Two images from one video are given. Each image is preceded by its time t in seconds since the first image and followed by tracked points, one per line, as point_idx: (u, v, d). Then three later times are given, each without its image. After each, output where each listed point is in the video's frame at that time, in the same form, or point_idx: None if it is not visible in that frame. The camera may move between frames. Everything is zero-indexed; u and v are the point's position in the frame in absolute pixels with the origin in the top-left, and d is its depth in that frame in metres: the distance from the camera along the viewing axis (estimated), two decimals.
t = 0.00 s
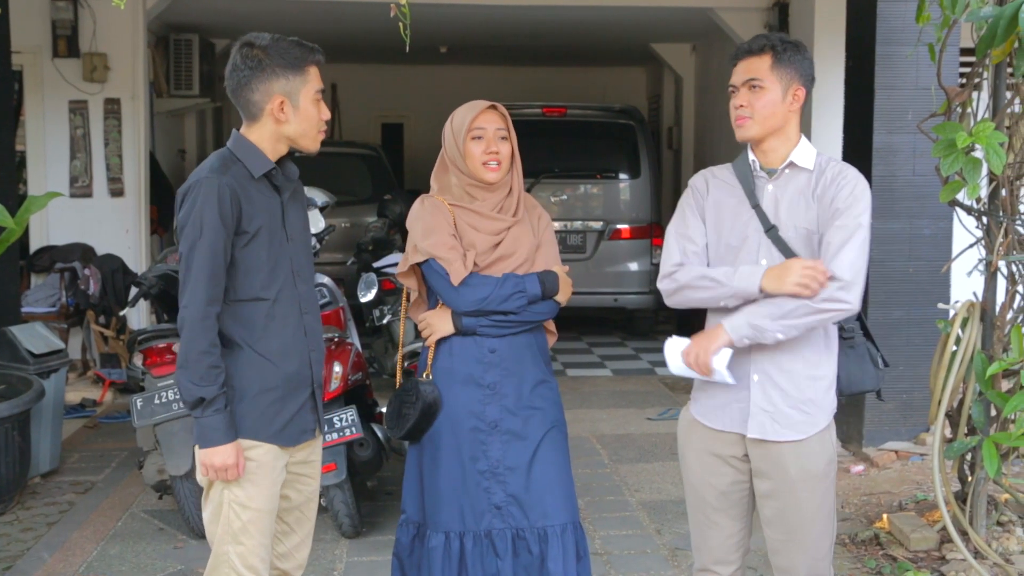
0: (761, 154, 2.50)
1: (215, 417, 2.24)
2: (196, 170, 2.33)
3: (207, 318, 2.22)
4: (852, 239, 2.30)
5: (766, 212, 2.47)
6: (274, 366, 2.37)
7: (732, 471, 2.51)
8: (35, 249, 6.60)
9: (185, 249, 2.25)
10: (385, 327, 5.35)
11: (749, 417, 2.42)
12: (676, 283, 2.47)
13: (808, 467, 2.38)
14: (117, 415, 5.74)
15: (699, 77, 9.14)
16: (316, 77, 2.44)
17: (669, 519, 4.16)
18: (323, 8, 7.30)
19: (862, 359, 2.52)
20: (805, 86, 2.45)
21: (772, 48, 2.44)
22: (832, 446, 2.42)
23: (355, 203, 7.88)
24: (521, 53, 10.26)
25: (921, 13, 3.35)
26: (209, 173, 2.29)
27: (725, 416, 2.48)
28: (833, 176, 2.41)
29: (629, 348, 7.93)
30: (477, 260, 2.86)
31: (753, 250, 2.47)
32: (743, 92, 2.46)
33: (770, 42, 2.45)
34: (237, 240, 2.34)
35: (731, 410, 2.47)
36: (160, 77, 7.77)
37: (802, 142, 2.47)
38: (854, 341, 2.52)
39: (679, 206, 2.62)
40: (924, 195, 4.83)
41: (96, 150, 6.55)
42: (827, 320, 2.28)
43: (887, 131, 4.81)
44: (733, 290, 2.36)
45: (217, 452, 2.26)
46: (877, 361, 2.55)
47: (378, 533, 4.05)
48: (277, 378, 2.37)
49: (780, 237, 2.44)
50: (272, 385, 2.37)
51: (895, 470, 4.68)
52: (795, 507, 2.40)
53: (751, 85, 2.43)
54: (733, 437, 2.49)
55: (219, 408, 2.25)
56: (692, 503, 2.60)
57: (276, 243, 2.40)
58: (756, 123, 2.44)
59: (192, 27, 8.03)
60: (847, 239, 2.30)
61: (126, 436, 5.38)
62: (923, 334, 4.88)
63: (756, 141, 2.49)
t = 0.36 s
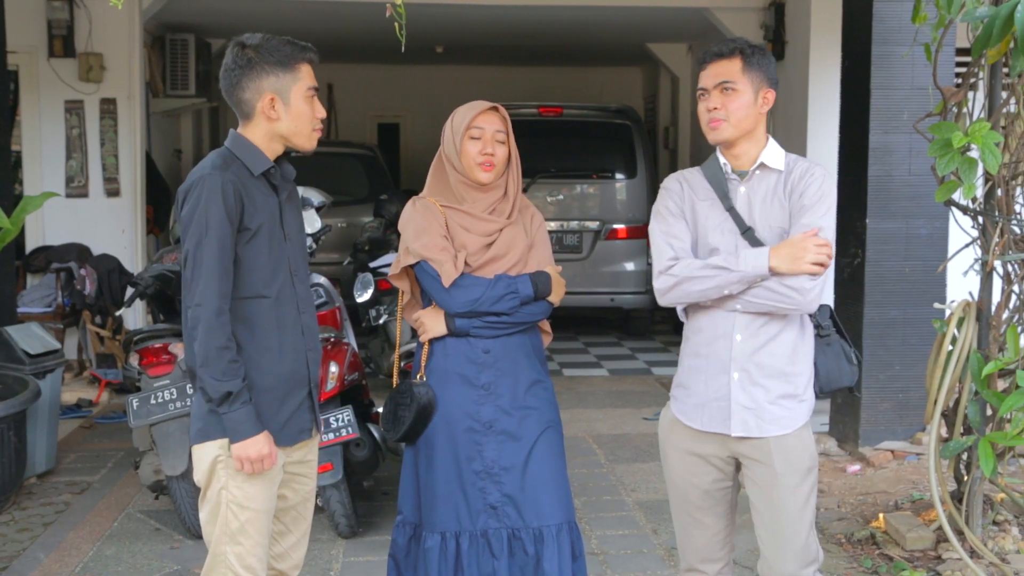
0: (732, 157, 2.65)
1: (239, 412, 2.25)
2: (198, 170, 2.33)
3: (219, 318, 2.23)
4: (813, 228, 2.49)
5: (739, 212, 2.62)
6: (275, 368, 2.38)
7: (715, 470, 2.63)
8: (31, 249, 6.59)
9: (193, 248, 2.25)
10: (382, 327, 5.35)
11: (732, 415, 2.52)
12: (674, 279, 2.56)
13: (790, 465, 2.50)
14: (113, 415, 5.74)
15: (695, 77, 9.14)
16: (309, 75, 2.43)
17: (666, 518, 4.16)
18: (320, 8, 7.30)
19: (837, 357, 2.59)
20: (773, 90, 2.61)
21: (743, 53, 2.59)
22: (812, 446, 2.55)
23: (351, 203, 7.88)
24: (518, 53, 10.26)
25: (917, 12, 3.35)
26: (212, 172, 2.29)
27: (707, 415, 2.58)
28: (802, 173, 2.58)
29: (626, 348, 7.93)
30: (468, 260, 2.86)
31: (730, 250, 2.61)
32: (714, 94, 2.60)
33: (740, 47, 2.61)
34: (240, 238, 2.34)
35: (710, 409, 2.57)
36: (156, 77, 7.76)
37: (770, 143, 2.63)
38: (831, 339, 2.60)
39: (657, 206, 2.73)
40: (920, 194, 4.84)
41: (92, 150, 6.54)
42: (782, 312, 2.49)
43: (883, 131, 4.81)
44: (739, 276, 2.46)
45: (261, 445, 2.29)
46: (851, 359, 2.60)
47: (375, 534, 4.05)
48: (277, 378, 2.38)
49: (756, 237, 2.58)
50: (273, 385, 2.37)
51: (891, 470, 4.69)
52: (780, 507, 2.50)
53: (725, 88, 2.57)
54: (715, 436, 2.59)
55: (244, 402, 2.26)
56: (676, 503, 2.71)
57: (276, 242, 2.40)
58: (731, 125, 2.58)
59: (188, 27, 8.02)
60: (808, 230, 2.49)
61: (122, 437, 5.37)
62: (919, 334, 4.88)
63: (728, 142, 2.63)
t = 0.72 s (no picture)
0: (734, 156, 2.66)
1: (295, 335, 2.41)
2: (184, 171, 2.36)
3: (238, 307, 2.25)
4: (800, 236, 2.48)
5: (737, 210, 2.64)
6: (275, 364, 2.39)
7: (717, 471, 2.64)
8: (30, 249, 6.58)
9: (191, 247, 2.27)
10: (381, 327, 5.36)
11: (724, 414, 2.54)
12: (661, 277, 2.64)
13: (787, 468, 2.50)
14: (113, 415, 5.73)
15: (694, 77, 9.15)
16: (288, 70, 2.42)
17: (666, 518, 4.16)
18: (319, 7, 7.30)
19: (843, 356, 2.59)
20: (778, 89, 2.61)
21: (747, 52, 2.61)
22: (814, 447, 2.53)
23: (350, 203, 7.88)
24: (517, 53, 10.26)
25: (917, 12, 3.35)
26: (199, 171, 2.31)
27: (702, 414, 2.60)
28: (799, 172, 2.56)
29: (625, 348, 7.92)
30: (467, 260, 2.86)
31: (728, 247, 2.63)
32: (718, 92, 2.61)
33: (745, 47, 2.62)
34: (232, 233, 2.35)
35: (706, 409, 2.59)
36: (156, 77, 7.77)
37: (772, 142, 2.63)
38: (834, 338, 2.61)
39: (664, 205, 2.79)
40: (919, 194, 4.84)
41: (92, 150, 6.54)
42: (767, 311, 2.50)
43: (882, 131, 4.81)
44: (720, 277, 2.50)
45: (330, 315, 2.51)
46: (860, 361, 2.59)
47: (374, 533, 4.05)
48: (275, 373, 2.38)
49: (753, 234, 2.60)
50: (271, 379, 2.38)
51: (890, 470, 4.69)
52: (777, 509, 2.51)
53: (729, 85, 2.58)
54: (712, 436, 2.61)
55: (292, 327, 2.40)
56: (679, 504, 2.72)
57: (267, 237, 2.41)
58: (733, 122, 2.59)
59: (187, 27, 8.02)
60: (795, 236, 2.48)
61: (121, 437, 5.37)
62: (919, 334, 4.88)
63: (731, 140, 2.64)
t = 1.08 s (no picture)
0: (758, 157, 2.66)
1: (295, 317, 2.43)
2: (171, 180, 2.35)
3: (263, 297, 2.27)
4: (813, 233, 2.45)
5: (755, 211, 2.64)
6: (277, 359, 2.39)
7: (726, 473, 2.65)
8: (31, 248, 6.59)
9: (198, 250, 2.27)
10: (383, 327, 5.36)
11: (731, 416, 2.55)
12: (676, 270, 2.64)
13: (793, 474, 2.50)
14: (113, 415, 5.74)
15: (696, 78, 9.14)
16: (263, 66, 2.41)
17: (667, 518, 4.16)
18: (320, 8, 7.31)
19: (863, 363, 2.58)
20: (806, 90, 2.59)
21: (776, 52, 2.60)
22: (825, 452, 2.53)
23: (351, 202, 7.89)
24: (518, 53, 10.26)
25: (918, 12, 3.35)
26: (186, 176, 2.32)
27: (712, 415, 2.63)
28: (819, 172, 2.55)
29: (626, 347, 7.92)
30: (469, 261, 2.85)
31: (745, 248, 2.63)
32: (743, 91, 2.61)
33: (774, 47, 2.62)
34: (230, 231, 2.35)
35: (716, 409, 2.62)
36: (156, 77, 7.77)
37: (797, 143, 2.61)
38: (853, 343, 2.60)
39: (690, 204, 2.81)
40: (920, 194, 4.84)
41: (93, 150, 6.54)
42: (775, 309, 2.49)
43: (883, 131, 4.81)
44: (732, 272, 2.50)
45: (326, 264, 2.47)
46: (880, 368, 2.60)
47: (375, 533, 4.05)
48: (274, 370, 2.38)
49: (768, 235, 2.60)
50: (271, 378, 2.38)
51: (891, 470, 4.69)
52: (783, 513, 2.52)
53: (753, 85, 2.58)
54: (721, 438, 2.63)
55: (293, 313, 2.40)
56: (690, 506, 2.75)
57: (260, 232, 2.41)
58: (756, 122, 2.58)
59: (188, 27, 8.03)
60: (808, 233, 2.46)
61: (122, 437, 5.38)
62: (919, 334, 4.89)
63: (754, 141, 2.63)
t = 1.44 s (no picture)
0: (783, 158, 2.65)
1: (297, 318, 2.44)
2: (172, 182, 2.34)
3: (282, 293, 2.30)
4: (844, 245, 2.45)
5: (782, 213, 2.62)
6: (280, 360, 2.40)
7: (741, 476, 2.65)
8: (34, 248, 6.59)
9: (213, 248, 2.27)
10: (386, 326, 5.36)
11: (752, 420, 2.55)
12: (703, 279, 2.62)
13: (814, 479, 2.50)
14: (116, 414, 5.74)
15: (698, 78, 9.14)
16: (255, 64, 2.40)
17: (670, 518, 4.16)
18: (322, 8, 7.31)
19: (885, 369, 2.52)
20: (836, 92, 2.59)
21: (807, 52, 2.60)
22: (846, 457, 2.53)
23: (354, 202, 7.89)
24: (519, 53, 10.26)
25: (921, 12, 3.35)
26: (193, 177, 2.32)
27: (731, 418, 2.63)
28: (849, 179, 2.54)
29: (628, 347, 7.92)
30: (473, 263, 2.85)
31: (770, 251, 2.62)
32: (772, 90, 2.61)
33: (806, 47, 2.62)
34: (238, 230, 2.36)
35: (736, 412, 2.62)
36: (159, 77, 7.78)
37: (825, 146, 2.61)
38: (875, 350, 2.54)
39: (710, 205, 2.79)
40: (922, 193, 4.84)
41: (95, 149, 6.55)
42: (806, 322, 2.50)
43: (886, 131, 4.81)
44: (761, 286, 2.49)
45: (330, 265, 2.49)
46: (902, 374, 2.53)
47: (378, 533, 4.05)
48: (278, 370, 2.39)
49: (795, 239, 2.59)
50: (275, 378, 2.39)
51: (893, 470, 4.69)
52: (801, 519, 2.53)
53: (783, 84, 2.58)
54: (740, 440, 2.63)
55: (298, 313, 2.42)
56: (702, 507, 2.75)
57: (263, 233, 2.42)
58: (785, 122, 2.58)
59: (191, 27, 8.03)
60: (836, 247, 2.46)
61: (125, 436, 5.38)
62: (922, 334, 4.88)
63: (782, 141, 2.63)
